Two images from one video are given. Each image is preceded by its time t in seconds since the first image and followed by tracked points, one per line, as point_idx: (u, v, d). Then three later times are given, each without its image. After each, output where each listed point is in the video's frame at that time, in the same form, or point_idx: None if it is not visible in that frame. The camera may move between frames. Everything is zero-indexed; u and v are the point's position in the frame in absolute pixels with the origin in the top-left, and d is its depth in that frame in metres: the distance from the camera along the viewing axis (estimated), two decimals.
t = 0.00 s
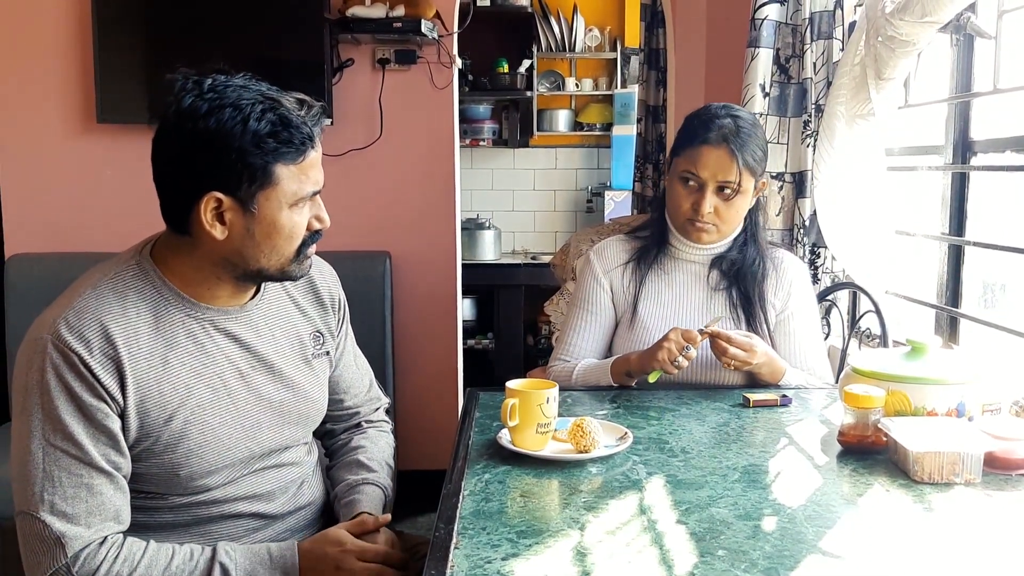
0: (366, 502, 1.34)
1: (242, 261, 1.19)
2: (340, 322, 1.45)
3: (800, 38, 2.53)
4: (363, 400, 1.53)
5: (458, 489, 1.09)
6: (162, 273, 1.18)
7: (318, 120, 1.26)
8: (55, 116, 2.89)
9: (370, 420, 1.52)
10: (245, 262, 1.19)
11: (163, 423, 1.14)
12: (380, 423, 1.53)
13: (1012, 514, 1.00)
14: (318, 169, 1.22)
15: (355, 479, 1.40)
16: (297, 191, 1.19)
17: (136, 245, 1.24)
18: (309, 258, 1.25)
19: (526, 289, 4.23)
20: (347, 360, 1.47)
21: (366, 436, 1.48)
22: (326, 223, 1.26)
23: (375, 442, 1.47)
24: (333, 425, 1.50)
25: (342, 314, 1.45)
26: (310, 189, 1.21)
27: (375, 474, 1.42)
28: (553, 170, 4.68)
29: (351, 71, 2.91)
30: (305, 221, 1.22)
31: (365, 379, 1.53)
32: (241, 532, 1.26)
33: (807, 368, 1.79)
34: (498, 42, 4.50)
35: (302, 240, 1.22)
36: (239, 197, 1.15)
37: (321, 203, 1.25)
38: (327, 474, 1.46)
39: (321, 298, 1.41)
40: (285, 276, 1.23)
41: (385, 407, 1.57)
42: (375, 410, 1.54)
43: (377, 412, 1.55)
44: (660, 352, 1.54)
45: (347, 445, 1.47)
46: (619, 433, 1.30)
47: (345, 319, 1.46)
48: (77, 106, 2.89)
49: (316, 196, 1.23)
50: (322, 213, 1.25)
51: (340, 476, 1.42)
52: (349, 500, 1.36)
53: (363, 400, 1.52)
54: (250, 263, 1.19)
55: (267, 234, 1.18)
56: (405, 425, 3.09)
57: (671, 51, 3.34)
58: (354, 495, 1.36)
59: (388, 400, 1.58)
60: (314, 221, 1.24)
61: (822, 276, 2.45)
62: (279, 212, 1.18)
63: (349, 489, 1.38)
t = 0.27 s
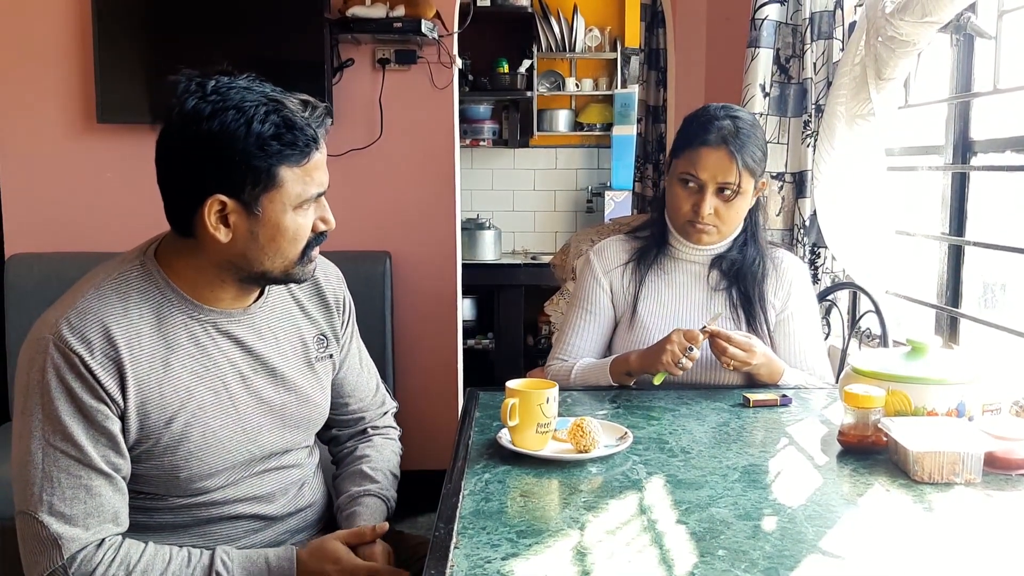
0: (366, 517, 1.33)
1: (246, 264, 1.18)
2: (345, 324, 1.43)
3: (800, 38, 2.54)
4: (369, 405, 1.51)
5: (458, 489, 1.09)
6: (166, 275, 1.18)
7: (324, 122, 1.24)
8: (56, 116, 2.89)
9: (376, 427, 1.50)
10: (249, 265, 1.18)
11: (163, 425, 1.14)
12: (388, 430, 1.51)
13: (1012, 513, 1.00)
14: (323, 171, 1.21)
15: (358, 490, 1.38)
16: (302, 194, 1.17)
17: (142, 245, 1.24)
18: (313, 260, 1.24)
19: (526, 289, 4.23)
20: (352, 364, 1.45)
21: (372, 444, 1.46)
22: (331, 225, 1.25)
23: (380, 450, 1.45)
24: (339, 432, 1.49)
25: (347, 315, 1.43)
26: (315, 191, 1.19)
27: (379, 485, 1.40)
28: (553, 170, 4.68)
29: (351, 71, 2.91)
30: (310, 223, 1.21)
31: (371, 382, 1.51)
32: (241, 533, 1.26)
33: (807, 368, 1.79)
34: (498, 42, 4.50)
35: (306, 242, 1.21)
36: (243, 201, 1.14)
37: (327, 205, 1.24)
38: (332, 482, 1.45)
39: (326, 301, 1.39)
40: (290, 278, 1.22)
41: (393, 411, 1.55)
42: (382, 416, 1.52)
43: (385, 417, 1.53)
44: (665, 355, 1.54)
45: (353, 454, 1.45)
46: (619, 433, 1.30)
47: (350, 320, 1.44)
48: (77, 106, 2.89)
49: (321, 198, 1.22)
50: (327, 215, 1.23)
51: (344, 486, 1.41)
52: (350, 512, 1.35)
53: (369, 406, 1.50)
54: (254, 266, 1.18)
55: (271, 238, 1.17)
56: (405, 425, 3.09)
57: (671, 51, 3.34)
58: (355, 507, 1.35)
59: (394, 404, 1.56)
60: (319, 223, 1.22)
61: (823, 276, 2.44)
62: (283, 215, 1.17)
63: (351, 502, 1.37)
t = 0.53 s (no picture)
0: (381, 530, 1.31)
1: (255, 268, 1.17)
2: (351, 325, 1.40)
3: (801, 38, 2.54)
4: (374, 409, 1.48)
5: (457, 489, 1.08)
6: (174, 276, 1.17)
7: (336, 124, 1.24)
8: (56, 116, 2.89)
9: (384, 432, 1.47)
10: (258, 268, 1.17)
11: (168, 428, 1.14)
12: (395, 435, 1.48)
13: (1011, 513, 1.00)
14: (335, 175, 1.20)
15: (371, 500, 1.36)
16: (313, 199, 1.17)
17: (151, 244, 1.23)
18: (323, 264, 1.23)
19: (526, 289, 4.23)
20: (359, 369, 1.43)
21: (381, 451, 1.43)
22: (342, 228, 1.24)
23: (390, 458, 1.43)
24: (348, 439, 1.47)
25: (354, 317, 1.41)
26: (326, 195, 1.19)
27: (390, 496, 1.38)
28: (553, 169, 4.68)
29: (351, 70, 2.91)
30: (320, 227, 1.20)
31: (377, 386, 1.48)
32: (242, 535, 1.26)
33: (807, 367, 1.79)
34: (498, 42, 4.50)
35: (317, 246, 1.20)
36: (255, 204, 1.13)
37: (338, 209, 1.23)
38: (343, 490, 1.43)
39: (333, 303, 1.37)
40: (299, 281, 1.21)
41: (398, 413, 1.52)
42: (389, 420, 1.49)
43: (391, 421, 1.50)
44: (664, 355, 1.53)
45: (363, 461, 1.43)
46: (619, 432, 1.29)
47: (357, 321, 1.42)
48: (78, 106, 2.89)
49: (332, 202, 1.21)
50: (338, 218, 1.23)
51: (356, 495, 1.39)
52: (364, 524, 1.33)
53: (374, 410, 1.47)
54: (264, 270, 1.18)
55: (281, 242, 1.16)
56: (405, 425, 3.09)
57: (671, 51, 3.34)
58: (370, 518, 1.33)
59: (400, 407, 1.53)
60: (329, 227, 1.22)
61: (823, 275, 2.44)
62: (294, 219, 1.16)
63: (366, 510, 1.35)
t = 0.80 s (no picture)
0: (387, 541, 1.30)
1: (269, 268, 1.17)
2: (360, 328, 1.40)
3: (801, 38, 2.54)
4: (378, 415, 1.46)
5: (457, 488, 1.08)
6: (186, 275, 1.17)
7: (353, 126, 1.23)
8: (57, 116, 2.89)
9: (387, 439, 1.45)
10: (271, 268, 1.17)
11: (177, 427, 1.14)
12: (397, 442, 1.46)
13: (1011, 513, 1.00)
14: (350, 175, 1.20)
15: (375, 509, 1.35)
16: (330, 199, 1.17)
17: (164, 242, 1.23)
18: (337, 265, 1.23)
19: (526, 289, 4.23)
20: (364, 374, 1.42)
21: (385, 459, 1.41)
22: (355, 229, 1.24)
23: (395, 467, 1.41)
24: (350, 445, 1.45)
25: (364, 321, 1.40)
26: (341, 196, 1.19)
27: (394, 504, 1.37)
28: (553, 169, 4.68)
29: (351, 70, 2.91)
30: (335, 227, 1.20)
31: (382, 391, 1.47)
32: (246, 536, 1.26)
33: (808, 366, 1.79)
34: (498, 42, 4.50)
35: (331, 246, 1.20)
36: (272, 204, 1.13)
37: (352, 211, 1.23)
38: (345, 495, 1.41)
39: (343, 305, 1.37)
40: (312, 281, 1.21)
41: (402, 419, 1.51)
42: (392, 426, 1.47)
43: (394, 427, 1.48)
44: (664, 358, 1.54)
45: (366, 468, 1.41)
46: (619, 432, 1.29)
47: (365, 325, 1.41)
48: (78, 105, 2.89)
49: (347, 203, 1.21)
50: (352, 219, 1.22)
51: (359, 502, 1.37)
52: (369, 533, 1.31)
53: (378, 416, 1.46)
54: (278, 269, 1.18)
55: (296, 242, 1.17)
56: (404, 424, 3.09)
57: (671, 51, 3.34)
58: (376, 528, 1.32)
59: (404, 413, 1.51)
60: (344, 227, 1.22)
61: (823, 275, 2.44)
62: (309, 219, 1.16)
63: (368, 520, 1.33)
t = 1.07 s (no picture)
0: (387, 543, 1.30)
1: (280, 267, 1.17)
2: (367, 332, 1.40)
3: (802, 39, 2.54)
4: (381, 419, 1.46)
5: (458, 489, 1.09)
6: (198, 275, 1.18)
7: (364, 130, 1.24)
8: (57, 116, 2.89)
9: (389, 442, 1.45)
10: (282, 267, 1.17)
11: (185, 426, 1.14)
12: (399, 446, 1.46)
13: (1010, 514, 1.00)
14: (361, 177, 1.20)
15: (376, 512, 1.35)
16: (341, 200, 1.17)
17: (177, 241, 1.24)
18: (348, 265, 1.23)
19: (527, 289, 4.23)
20: (368, 378, 1.41)
21: (387, 462, 1.41)
22: (365, 231, 1.24)
23: (397, 470, 1.41)
24: (352, 446, 1.45)
25: (370, 325, 1.41)
26: (352, 198, 1.18)
27: (395, 508, 1.36)
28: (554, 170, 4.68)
29: (352, 70, 2.91)
30: (345, 228, 1.20)
31: (385, 395, 1.46)
32: (250, 536, 1.26)
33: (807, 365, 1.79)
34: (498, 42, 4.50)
35: (341, 247, 1.20)
36: (285, 204, 1.13)
37: (363, 212, 1.22)
38: (346, 497, 1.41)
39: (351, 308, 1.37)
40: (322, 282, 1.21)
41: (405, 423, 1.51)
42: (395, 431, 1.47)
43: (396, 431, 1.48)
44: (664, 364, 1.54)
45: (367, 471, 1.41)
46: (620, 433, 1.30)
47: (370, 328, 1.41)
48: (78, 105, 2.89)
49: (357, 204, 1.21)
50: (362, 220, 1.22)
51: (359, 504, 1.37)
52: (370, 535, 1.31)
53: (381, 420, 1.46)
54: (289, 269, 1.17)
55: (307, 242, 1.16)
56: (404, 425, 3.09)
57: (672, 52, 3.34)
58: (376, 530, 1.32)
59: (406, 417, 1.51)
60: (354, 229, 1.21)
61: (823, 276, 2.44)
62: (321, 219, 1.16)
63: (369, 523, 1.33)
